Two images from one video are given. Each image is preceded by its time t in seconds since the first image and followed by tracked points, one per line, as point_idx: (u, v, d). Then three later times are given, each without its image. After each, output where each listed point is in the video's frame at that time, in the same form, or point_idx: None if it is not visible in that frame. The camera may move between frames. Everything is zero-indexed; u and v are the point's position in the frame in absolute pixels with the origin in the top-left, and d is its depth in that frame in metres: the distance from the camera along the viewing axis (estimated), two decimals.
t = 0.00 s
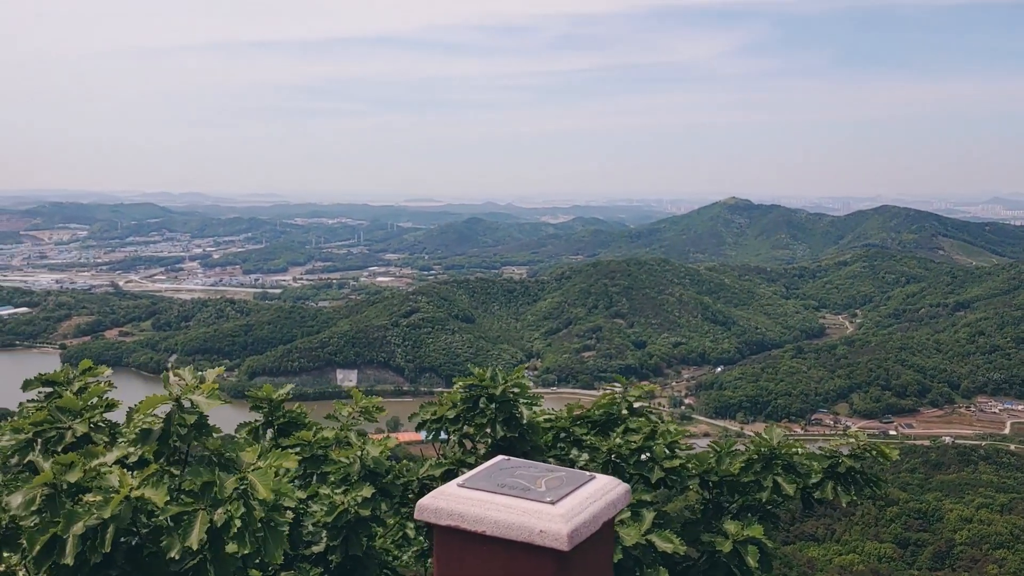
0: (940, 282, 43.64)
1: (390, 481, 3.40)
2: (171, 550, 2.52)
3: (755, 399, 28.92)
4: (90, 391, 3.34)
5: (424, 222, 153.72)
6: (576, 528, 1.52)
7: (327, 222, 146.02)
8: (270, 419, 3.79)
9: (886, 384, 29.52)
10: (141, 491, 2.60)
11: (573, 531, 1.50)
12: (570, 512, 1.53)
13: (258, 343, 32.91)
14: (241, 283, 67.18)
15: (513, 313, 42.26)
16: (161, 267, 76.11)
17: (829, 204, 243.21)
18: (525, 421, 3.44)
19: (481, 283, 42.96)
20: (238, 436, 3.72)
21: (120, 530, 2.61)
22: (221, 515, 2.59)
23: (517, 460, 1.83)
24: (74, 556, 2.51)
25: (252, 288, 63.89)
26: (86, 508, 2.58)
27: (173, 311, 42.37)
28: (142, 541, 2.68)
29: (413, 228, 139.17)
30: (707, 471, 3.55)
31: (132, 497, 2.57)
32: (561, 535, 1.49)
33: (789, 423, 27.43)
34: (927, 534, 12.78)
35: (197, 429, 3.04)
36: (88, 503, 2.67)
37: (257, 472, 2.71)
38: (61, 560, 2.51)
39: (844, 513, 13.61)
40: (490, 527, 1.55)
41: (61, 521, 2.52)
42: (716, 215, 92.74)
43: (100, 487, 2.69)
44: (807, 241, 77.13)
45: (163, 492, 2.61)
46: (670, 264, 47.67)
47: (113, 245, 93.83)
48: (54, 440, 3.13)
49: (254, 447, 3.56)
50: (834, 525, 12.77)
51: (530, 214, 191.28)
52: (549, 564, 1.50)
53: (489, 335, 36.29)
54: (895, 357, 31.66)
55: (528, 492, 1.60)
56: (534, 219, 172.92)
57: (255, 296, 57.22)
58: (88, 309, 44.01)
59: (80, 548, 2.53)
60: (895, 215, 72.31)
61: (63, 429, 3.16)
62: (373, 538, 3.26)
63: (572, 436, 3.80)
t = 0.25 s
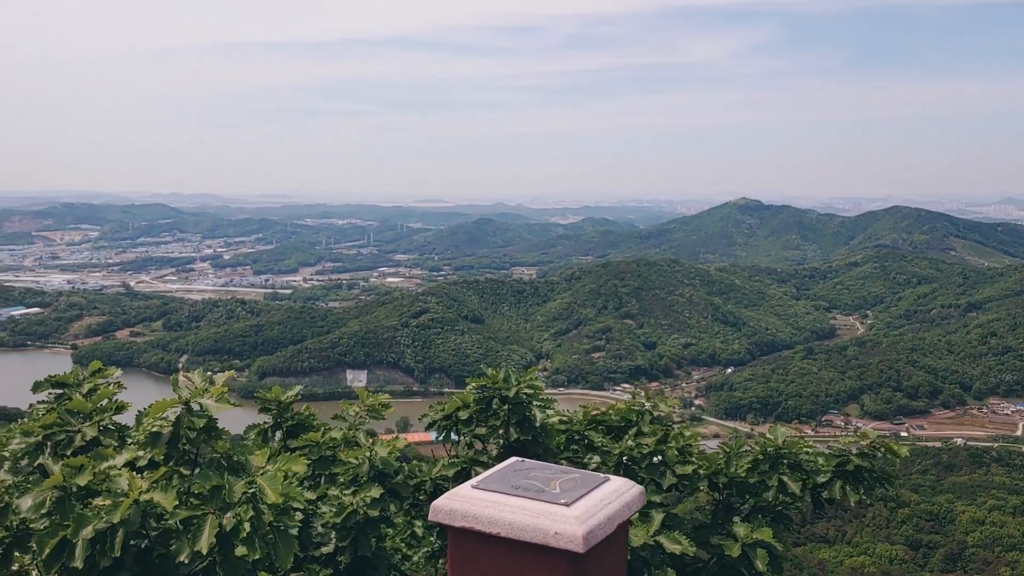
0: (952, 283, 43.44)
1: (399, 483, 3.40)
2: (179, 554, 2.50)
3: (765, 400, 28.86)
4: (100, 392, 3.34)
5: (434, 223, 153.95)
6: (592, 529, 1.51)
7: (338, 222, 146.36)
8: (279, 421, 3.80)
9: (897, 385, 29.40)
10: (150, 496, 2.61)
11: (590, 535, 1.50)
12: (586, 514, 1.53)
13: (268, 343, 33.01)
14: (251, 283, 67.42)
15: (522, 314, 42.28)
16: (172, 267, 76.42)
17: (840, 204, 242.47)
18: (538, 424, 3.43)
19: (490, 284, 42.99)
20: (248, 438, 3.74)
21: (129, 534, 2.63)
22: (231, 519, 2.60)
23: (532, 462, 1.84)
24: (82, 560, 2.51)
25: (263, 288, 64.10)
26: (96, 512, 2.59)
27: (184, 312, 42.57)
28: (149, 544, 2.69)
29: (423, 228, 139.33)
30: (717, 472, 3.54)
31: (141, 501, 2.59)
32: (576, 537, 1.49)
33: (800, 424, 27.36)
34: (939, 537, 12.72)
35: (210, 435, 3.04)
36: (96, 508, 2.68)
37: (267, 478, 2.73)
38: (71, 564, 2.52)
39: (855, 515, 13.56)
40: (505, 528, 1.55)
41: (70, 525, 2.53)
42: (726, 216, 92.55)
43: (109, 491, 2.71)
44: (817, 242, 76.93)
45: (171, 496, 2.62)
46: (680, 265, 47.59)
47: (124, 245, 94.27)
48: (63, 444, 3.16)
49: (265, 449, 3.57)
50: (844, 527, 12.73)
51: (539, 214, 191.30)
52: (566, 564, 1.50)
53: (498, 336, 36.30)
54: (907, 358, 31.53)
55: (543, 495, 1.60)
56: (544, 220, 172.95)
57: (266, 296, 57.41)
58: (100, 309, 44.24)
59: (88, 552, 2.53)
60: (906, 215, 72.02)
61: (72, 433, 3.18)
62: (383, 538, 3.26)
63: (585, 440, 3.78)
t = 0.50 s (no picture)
0: (965, 284, 43.22)
1: (407, 483, 3.42)
2: (179, 550, 2.52)
3: (776, 402, 28.78)
4: (111, 392, 3.36)
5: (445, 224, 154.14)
6: (608, 529, 1.52)
7: (349, 224, 146.66)
8: (289, 422, 3.82)
9: (909, 387, 29.26)
10: (153, 493, 2.63)
11: (608, 535, 1.50)
12: (603, 514, 1.54)
13: (279, 343, 33.11)
14: (263, 284, 67.66)
15: (533, 315, 42.29)
16: (184, 268, 76.74)
17: (852, 205, 241.70)
18: (552, 427, 3.43)
19: (501, 284, 43.03)
20: (259, 438, 3.75)
21: (131, 531, 2.65)
22: (232, 515, 2.60)
23: (550, 462, 1.84)
24: (85, 556, 2.53)
25: (274, 288, 64.29)
26: (100, 510, 2.61)
27: (196, 312, 42.75)
28: (153, 543, 2.71)
29: (434, 228, 139.52)
30: (729, 474, 3.54)
31: (143, 498, 2.61)
32: (593, 538, 1.49)
33: (811, 426, 27.27)
34: (951, 539, 12.67)
35: (209, 431, 3.06)
36: (97, 504, 2.70)
37: (269, 474, 2.74)
38: (75, 561, 2.54)
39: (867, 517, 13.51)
40: (523, 527, 1.56)
41: (71, 522, 2.55)
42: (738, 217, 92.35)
43: (112, 488, 2.73)
44: (829, 243, 76.68)
45: (174, 493, 2.63)
46: (691, 266, 47.49)
47: (137, 245, 94.75)
48: (74, 444, 3.17)
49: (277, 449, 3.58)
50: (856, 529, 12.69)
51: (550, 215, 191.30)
52: (582, 564, 1.50)
53: (509, 336, 36.32)
54: (919, 360, 31.38)
55: (561, 493, 1.61)
56: (555, 220, 172.95)
57: (277, 297, 57.59)
58: (112, 309, 44.45)
59: (90, 550, 2.55)
60: (919, 216, 71.71)
61: (82, 432, 3.20)
62: (391, 539, 3.27)
63: (598, 443, 3.78)
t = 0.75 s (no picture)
0: (977, 285, 43.01)
1: (417, 480, 3.42)
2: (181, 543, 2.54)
3: (786, 403, 28.72)
4: (121, 388, 3.37)
5: (455, 224, 154.26)
6: (626, 528, 1.52)
7: (359, 224, 146.88)
8: (300, 419, 3.83)
9: (920, 389, 29.14)
10: (153, 487, 2.64)
11: (625, 533, 1.50)
12: (620, 513, 1.53)
13: (289, 343, 33.20)
14: (273, 284, 67.85)
15: (542, 315, 42.31)
16: (195, 268, 77.00)
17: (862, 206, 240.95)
18: (562, 430, 3.43)
19: (511, 284, 43.07)
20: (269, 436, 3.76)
21: (135, 525, 2.68)
22: (236, 509, 2.61)
23: (565, 461, 1.85)
24: (88, 552, 2.55)
25: (284, 289, 64.44)
26: (103, 504, 2.63)
27: (207, 312, 42.87)
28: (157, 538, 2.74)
29: (444, 228, 139.64)
30: (743, 475, 3.53)
31: (145, 492, 2.62)
32: (611, 536, 1.49)
33: (821, 427, 27.17)
34: (963, 541, 12.60)
35: (210, 426, 3.07)
36: (102, 499, 2.72)
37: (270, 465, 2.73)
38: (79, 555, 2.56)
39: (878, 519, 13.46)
40: (541, 526, 1.55)
41: (75, 517, 2.57)
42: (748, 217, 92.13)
43: (116, 483, 2.75)
44: (840, 243, 76.40)
45: (175, 487, 2.64)
46: (701, 266, 47.38)
47: (148, 245, 95.13)
48: (86, 438, 3.19)
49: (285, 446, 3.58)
50: (866, 530, 12.64)
51: (560, 216, 191.26)
52: (599, 563, 1.50)
53: (518, 336, 36.32)
54: (930, 361, 31.24)
55: (578, 492, 1.61)
56: (565, 220, 172.92)
57: (287, 297, 57.74)
58: (123, 309, 44.62)
59: (94, 545, 2.57)
60: (930, 217, 71.40)
61: (94, 427, 3.22)
62: (399, 538, 3.27)
63: (609, 443, 3.78)
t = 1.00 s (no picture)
0: (990, 286, 42.76)
1: (428, 480, 3.43)
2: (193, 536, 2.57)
3: (797, 404, 28.63)
4: (136, 383, 3.40)
5: (465, 224, 154.32)
6: (643, 530, 1.52)
7: (369, 224, 147.08)
8: (313, 418, 3.84)
9: (932, 391, 28.99)
10: (167, 480, 2.66)
11: (641, 535, 1.51)
12: (638, 515, 1.54)
13: (300, 343, 33.28)
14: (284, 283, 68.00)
15: (552, 315, 42.30)
16: (207, 267, 77.25)
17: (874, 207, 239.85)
18: (574, 430, 3.43)
19: (521, 285, 43.07)
20: (281, 433, 3.78)
21: (148, 519, 2.70)
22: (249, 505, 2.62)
23: (583, 463, 1.86)
24: (101, 545, 2.58)
25: (295, 288, 64.58)
26: (116, 497, 2.66)
27: (218, 311, 42.98)
28: (169, 533, 2.76)
29: (455, 228, 139.68)
30: (759, 479, 3.53)
31: (159, 486, 2.65)
32: (628, 537, 1.49)
33: (833, 429, 27.07)
34: (975, 543, 12.54)
35: (223, 421, 3.09)
36: (113, 492, 2.75)
37: (283, 461, 2.75)
38: (92, 548, 2.58)
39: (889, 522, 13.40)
40: (558, 526, 1.56)
41: (88, 509, 2.60)
42: (760, 217, 91.82)
43: (129, 477, 2.78)
44: (852, 244, 76.05)
45: (187, 481, 2.65)
46: (712, 267, 47.23)
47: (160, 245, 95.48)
48: (100, 433, 3.22)
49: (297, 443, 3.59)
50: (878, 533, 12.59)
51: (570, 216, 191.09)
52: (617, 563, 1.51)
53: (528, 337, 36.33)
54: (943, 362, 31.08)
55: (596, 493, 1.62)
56: (575, 221, 172.74)
57: (298, 297, 57.85)
58: (136, 308, 44.81)
59: (106, 538, 2.59)
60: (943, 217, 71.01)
61: (107, 422, 3.24)
62: (410, 536, 3.28)
63: (620, 443, 3.77)
